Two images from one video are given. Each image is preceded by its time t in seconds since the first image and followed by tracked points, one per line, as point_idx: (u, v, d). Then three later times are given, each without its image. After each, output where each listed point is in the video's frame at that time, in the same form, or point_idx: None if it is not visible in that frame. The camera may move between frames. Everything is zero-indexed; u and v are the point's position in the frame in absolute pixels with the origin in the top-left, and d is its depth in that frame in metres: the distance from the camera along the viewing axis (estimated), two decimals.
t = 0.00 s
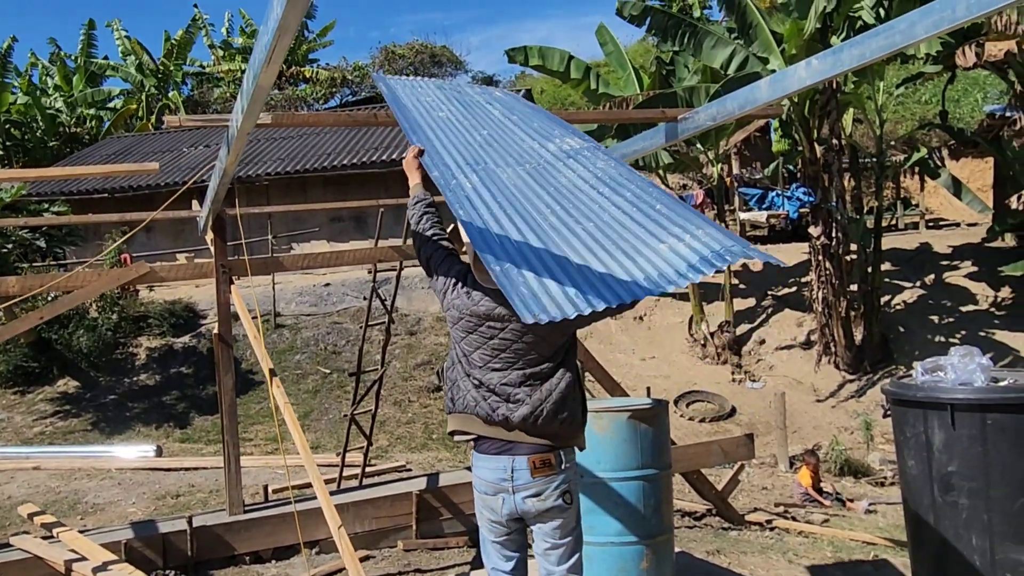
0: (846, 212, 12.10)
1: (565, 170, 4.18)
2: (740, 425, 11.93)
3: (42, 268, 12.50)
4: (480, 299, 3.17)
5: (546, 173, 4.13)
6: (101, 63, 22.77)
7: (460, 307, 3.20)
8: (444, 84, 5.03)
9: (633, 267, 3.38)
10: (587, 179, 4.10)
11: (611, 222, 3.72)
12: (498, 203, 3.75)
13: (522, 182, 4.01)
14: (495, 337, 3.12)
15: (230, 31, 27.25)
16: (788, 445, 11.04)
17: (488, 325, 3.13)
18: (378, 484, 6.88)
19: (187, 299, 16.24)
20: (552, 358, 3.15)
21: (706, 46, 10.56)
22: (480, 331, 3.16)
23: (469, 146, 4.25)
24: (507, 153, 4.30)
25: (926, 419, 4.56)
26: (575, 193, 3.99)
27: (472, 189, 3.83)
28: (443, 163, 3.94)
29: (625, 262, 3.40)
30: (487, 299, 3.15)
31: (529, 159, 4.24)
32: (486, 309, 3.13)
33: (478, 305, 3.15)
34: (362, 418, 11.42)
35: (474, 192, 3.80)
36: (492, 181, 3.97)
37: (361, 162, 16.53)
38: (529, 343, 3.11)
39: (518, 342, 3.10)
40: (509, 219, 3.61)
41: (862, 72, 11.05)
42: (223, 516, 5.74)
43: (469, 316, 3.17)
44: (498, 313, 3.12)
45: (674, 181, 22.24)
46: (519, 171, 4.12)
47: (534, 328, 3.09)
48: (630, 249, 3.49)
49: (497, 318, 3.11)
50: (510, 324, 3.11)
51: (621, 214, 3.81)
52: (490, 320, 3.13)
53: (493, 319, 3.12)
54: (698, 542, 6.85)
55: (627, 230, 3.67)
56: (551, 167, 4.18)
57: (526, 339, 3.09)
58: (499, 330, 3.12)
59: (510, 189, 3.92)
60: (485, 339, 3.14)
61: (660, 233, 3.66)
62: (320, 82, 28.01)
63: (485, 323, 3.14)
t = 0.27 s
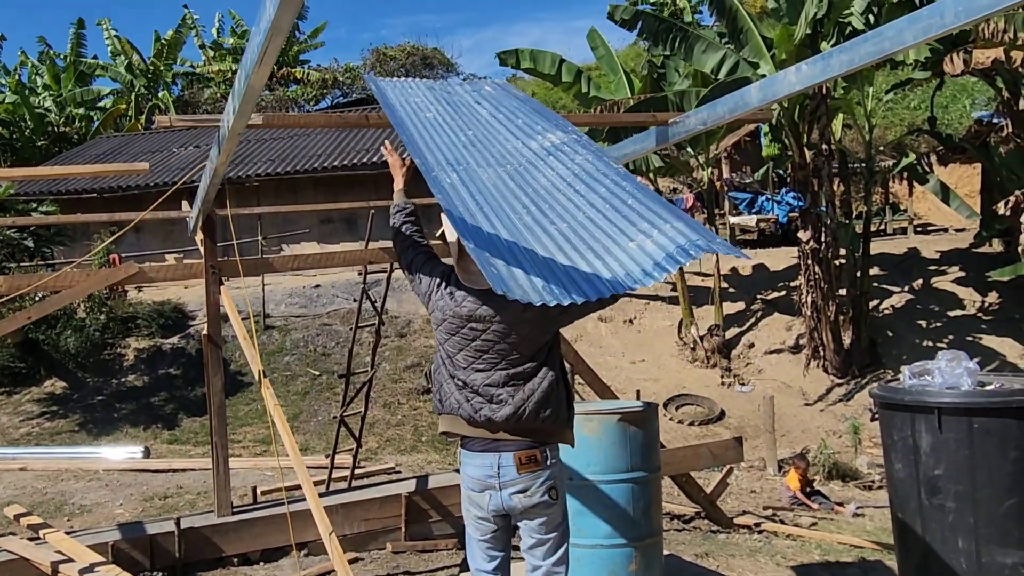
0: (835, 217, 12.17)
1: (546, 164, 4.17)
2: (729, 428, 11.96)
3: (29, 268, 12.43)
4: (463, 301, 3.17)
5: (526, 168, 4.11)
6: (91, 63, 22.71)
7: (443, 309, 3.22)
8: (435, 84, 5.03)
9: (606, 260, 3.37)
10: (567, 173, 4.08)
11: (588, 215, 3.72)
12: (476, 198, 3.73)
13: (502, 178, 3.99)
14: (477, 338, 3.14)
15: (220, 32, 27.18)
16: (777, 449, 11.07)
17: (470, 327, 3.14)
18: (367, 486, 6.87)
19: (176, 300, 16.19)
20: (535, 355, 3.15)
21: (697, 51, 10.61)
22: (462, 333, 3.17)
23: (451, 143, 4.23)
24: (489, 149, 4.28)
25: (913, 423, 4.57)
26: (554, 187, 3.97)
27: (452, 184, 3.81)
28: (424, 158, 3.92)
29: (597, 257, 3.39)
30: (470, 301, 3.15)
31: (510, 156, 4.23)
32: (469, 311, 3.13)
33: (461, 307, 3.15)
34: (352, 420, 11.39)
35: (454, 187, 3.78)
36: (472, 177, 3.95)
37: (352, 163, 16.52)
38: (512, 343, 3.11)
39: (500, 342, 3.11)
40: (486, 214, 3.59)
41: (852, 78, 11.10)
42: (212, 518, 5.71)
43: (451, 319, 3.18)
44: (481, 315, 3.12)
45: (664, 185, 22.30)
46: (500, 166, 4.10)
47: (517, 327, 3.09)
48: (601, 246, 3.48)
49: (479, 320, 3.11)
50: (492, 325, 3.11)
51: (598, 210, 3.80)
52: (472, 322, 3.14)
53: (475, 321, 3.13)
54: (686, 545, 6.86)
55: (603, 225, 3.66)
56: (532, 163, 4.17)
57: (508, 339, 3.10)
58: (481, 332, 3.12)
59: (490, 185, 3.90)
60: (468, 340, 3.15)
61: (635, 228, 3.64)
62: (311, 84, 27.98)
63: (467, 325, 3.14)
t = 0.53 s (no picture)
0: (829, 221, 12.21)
1: (540, 169, 4.18)
2: (722, 431, 11.98)
3: (22, 267, 12.39)
4: (464, 316, 3.16)
5: (520, 172, 4.13)
6: (85, 62, 22.65)
7: (443, 326, 3.20)
8: (432, 87, 5.04)
9: (597, 268, 3.38)
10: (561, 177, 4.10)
11: (581, 222, 3.73)
12: (470, 204, 3.76)
13: (497, 183, 4.01)
14: (479, 352, 3.13)
15: (215, 33, 27.12)
16: (770, 452, 11.09)
17: (472, 342, 3.13)
18: (361, 488, 6.86)
19: (169, 301, 16.15)
20: (537, 366, 3.16)
21: (692, 55, 10.65)
22: (463, 349, 3.15)
23: (446, 147, 4.25)
24: (483, 153, 4.30)
25: (908, 427, 4.57)
26: (548, 192, 3.99)
27: (446, 190, 3.83)
28: (418, 164, 3.94)
29: (588, 264, 3.41)
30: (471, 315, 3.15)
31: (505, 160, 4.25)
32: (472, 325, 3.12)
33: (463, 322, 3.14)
34: (346, 422, 11.38)
35: (448, 194, 3.81)
36: (467, 182, 3.97)
37: (346, 165, 16.50)
38: (515, 354, 3.11)
39: (504, 354, 3.11)
40: (479, 220, 3.62)
41: (846, 83, 11.15)
42: (205, 520, 5.69)
43: (453, 334, 3.16)
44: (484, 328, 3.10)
45: (658, 188, 22.36)
46: (494, 171, 4.12)
47: (521, 337, 3.10)
48: (594, 252, 3.50)
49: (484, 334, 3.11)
50: (495, 337, 3.11)
51: (591, 214, 3.82)
52: (475, 336, 3.13)
53: (478, 335, 3.12)
54: (680, 548, 6.87)
55: (596, 230, 3.67)
56: (527, 166, 4.18)
57: (512, 350, 3.10)
58: (484, 345, 3.12)
59: (484, 191, 3.92)
60: (469, 355, 3.14)
61: (627, 233, 3.66)
62: (307, 85, 27.96)
63: (469, 340, 3.13)
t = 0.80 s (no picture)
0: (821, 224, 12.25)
1: (535, 169, 4.18)
2: (715, 434, 12.00)
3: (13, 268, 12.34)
4: (468, 322, 3.12)
5: (516, 172, 4.13)
6: (77, 62, 22.58)
7: (447, 331, 3.15)
8: (426, 90, 5.01)
9: (594, 268, 3.38)
10: (556, 176, 4.09)
11: (577, 221, 3.72)
12: (465, 205, 3.75)
13: (492, 183, 4.01)
14: (486, 357, 3.11)
15: (208, 33, 27.06)
16: (762, 455, 11.11)
17: (477, 347, 3.11)
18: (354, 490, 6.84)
19: (161, 302, 16.11)
20: (541, 369, 3.17)
21: (685, 58, 10.69)
22: (468, 355, 3.13)
23: (441, 149, 4.24)
24: (478, 154, 4.29)
25: (900, 430, 4.56)
26: (543, 192, 3.99)
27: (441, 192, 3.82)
28: (414, 165, 3.94)
29: (584, 262, 3.41)
30: (476, 320, 3.11)
31: (499, 160, 4.24)
32: (478, 330, 3.10)
33: (469, 327, 3.11)
34: (338, 423, 11.35)
35: (443, 195, 3.80)
36: (462, 183, 3.97)
37: (339, 166, 16.48)
38: (522, 358, 3.12)
39: (511, 359, 3.11)
40: (474, 220, 3.61)
41: (839, 87, 11.19)
42: (197, 522, 5.67)
43: (458, 340, 3.13)
44: (492, 331, 3.09)
45: (651, 191, 22.39)
46: (490, 172, 4.10)
47: (528, 339, 3.11)
48: (590, 251, 3.50)
49: (492, 338, 3.09)
50: (502, 342, 3.09)
51: (587, 212, 3.81)
52: (481, 341, 3.10)
53: (485, 341, 3.10)
54: (672, 551, 6.87)
55: (592, 229, 3.67)
56: (522, 167, 4.17)
57: (519, 354, 3.11)
58: (491, 350, 3.10)
59: (480, 191, 3.92)
60: (475, 360, 3.13)
61: (623, 230, 3.66)
62: (300, 86, 27.94)
63: (475, 344, 3.11)
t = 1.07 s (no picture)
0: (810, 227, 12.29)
1: (520, 162, 4.16)
2: (704, 435, 12.02)
3: None
4: (461, 323, 3.09)
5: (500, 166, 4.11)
6: (65, 63, 22.48)
7: (440, 331, 3.11)
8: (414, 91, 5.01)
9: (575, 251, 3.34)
10: (541, 170, 4.07)
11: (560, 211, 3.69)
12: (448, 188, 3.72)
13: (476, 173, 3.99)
14: (479, 356, 3.11)
15: (197, 34, 26.99)
16: (751, 456, 11.13)
17: (470, 347, 3.09)
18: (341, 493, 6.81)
19: (149, 304, 16.04)
20: (530, 370, 3.18)
21: (675, 60, 10.72)
22: (462, 355, 3.12)
23: (424, 138, 4.24)
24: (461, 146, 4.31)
25: (886, 432, 4.53)
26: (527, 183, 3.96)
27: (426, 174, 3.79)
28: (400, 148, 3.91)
29: (565, 238, 3.47)
30: (469, 321, 3.09)
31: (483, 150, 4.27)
32: (471, 331, 3.08)
33: (462, 328, 3.09)
34: (327, 426, 11.33)
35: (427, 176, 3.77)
36: (445, 166, 3.98)
37: (329, 168, 16.45)
38: (513, 358, 3.13)
39: (504, 357, 3.11)
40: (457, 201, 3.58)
41: (827, 89, 11.24)
42: (184, 525, 5.63)
43: (450, 341, 3.10)
44: (485, 331, 3.08)
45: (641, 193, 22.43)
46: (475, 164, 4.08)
47: (521, 338, 3.12)
48: (568, 229, 3.57)
49: (485, 339, 3.08)
50: (495, 341, 3.09)
51: (567, 200, 3.87)
52: (474, 341, 3.09)
53: (479, 340, 3.08)
54: (661, 553, 6.87)
55: (570, 213, 3.73)
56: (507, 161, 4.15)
57: (512, 354, 3.12)
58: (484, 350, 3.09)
59: (462, 177, 3.91)
60: (468, 360, 3.12)
61: (602, 216, 3.73)
62: (289, 87, 27.90)
63: (468, 344, 3.09)
